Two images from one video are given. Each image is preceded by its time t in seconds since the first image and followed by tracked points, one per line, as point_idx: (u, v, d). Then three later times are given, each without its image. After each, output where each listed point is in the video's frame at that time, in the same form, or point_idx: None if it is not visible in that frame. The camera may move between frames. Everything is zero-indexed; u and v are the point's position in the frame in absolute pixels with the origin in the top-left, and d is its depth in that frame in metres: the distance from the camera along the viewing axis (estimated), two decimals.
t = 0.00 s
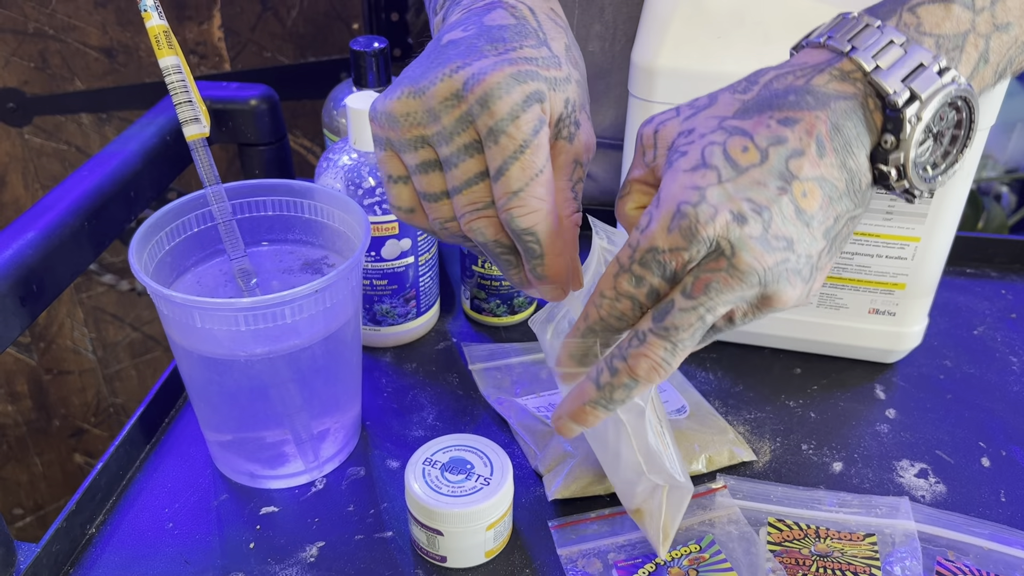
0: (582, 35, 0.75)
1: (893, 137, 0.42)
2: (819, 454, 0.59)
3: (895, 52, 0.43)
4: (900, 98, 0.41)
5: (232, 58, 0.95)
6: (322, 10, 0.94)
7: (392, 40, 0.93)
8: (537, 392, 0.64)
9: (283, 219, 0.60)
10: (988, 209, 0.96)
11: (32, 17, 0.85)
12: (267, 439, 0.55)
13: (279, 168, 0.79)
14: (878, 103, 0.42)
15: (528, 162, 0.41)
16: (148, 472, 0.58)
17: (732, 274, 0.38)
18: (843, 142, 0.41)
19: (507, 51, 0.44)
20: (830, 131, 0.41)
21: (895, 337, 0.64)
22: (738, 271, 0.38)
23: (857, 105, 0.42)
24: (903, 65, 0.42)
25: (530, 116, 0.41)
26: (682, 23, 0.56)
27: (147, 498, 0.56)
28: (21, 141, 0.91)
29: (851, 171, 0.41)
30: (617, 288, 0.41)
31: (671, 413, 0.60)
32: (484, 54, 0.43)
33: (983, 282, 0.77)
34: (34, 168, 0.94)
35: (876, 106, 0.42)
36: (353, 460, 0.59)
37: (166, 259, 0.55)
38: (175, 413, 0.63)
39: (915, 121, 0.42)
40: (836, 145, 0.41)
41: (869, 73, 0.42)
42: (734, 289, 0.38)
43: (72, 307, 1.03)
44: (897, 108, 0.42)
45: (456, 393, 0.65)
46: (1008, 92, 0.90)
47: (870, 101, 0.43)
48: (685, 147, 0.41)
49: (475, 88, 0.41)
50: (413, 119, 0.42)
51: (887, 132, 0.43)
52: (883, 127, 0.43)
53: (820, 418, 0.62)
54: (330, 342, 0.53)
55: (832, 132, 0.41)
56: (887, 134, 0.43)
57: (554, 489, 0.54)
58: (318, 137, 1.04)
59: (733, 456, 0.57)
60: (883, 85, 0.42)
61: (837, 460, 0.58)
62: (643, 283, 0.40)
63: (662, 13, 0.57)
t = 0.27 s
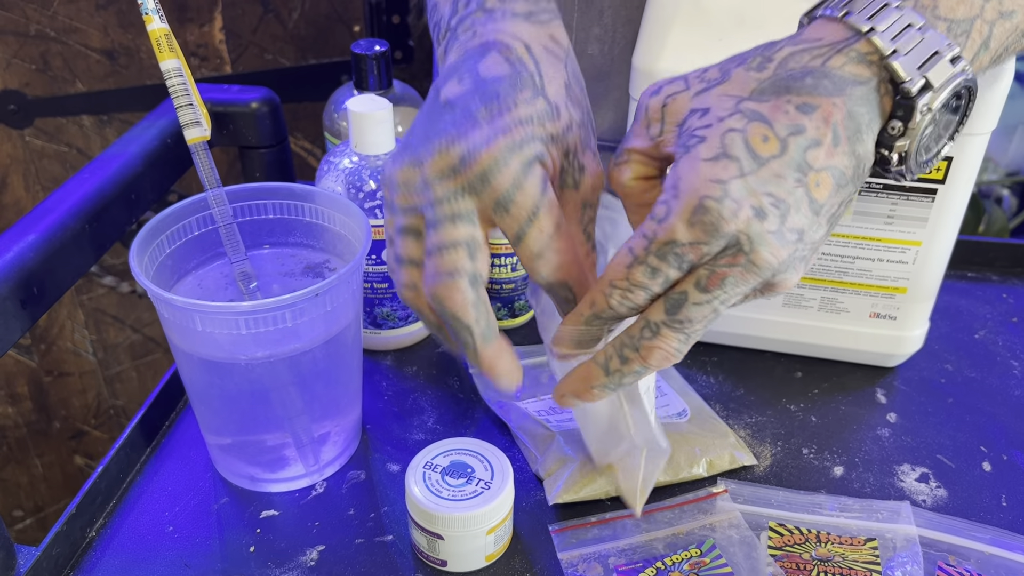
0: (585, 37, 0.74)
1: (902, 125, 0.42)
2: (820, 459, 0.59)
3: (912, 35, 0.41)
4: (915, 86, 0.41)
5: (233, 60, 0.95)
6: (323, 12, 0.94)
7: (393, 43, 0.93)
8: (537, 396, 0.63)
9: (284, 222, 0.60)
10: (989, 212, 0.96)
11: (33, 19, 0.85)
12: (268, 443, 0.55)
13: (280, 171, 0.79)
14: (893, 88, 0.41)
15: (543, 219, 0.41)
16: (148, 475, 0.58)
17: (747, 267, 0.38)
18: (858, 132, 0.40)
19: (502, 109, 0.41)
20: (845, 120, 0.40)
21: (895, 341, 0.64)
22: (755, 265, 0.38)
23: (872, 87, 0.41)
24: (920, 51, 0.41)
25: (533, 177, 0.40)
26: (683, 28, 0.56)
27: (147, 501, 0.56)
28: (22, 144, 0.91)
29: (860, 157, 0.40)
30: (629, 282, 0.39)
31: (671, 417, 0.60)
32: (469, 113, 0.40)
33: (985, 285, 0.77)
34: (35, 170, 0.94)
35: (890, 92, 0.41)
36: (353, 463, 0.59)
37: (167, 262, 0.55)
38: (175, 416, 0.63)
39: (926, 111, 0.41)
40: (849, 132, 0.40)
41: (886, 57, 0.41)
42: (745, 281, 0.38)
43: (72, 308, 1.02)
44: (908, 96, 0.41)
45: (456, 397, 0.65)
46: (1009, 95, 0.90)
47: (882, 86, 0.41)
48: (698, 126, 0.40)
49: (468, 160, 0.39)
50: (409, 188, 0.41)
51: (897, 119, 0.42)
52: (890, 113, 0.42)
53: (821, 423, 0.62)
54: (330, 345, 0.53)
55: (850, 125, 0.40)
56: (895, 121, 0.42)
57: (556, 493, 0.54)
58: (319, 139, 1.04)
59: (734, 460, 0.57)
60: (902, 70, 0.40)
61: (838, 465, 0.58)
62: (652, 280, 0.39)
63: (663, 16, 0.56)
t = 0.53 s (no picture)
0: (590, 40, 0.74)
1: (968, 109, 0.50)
2: (822, 461, 0.59)
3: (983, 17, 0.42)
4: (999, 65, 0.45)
5: (235, 62, 0.95)
6: (325, 14, 0.94)
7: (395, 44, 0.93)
8: (539, 397, 0.63)
9: (286, 223, 0.60)
10: (991, 215, 0.96)
11: (35, 20, 0.85)
12: (270, 443, 0.55)
13: (282, 172, 0.79)
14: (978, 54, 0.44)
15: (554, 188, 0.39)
16: (150, 475, 0.58)
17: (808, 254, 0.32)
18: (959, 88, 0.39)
19: (500, 58, 0.43)
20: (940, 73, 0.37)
21: (897, 343, 0.64)
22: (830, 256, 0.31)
23: (952, 35, 0.37)
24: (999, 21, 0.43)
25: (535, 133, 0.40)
26: (685, 30, 0.56)
27: (149, 502, 0.56)
28: (24, 144, 0.91)
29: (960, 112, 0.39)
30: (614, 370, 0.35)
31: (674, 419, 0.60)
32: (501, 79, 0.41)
33: (987, 288, 0.77)
34: (36, 171, 0.94)
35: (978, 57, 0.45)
36: (355, 464, 0.59)
37: (169, 262, 0.55)
38: (177, 416, 0.63)
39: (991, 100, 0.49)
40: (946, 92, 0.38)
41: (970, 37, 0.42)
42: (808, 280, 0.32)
43: (73, 309, 1.02)
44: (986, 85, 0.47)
45: (458, 398, 0.65)
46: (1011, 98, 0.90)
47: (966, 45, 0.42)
48: (705, 79, 0.35)
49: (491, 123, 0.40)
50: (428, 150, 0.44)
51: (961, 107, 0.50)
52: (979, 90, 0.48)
53: (822, 425, 0.62)
54: (332, 346, 0.53)
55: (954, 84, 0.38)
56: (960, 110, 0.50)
57: (557, 494, 0.54)
58: (320, 140, 1.04)
59: (736, 462, 0.57)
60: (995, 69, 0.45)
61: (840, 467, 0.58)
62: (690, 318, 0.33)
63: (664, 18, 0.56)
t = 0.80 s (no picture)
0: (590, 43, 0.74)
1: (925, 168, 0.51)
2: (821, 462, 0.59)
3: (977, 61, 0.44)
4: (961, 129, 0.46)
5: (238, 64, 0.95)
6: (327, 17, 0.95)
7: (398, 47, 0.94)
8: (540, 398, 0.64)
9: (289, 224, 0.60)
10: (991, 218, 0.96)
11: (39, 22, 0.85)
12: (271, 443, 0.55)
13: (284, 174, 0.79)
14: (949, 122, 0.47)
15: None
16: (153, 475, 0.58)
17: (755, 241, 0.42)
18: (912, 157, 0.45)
19: None
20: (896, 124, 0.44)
21: (897, 345, 0.64)
22: (754, 242, 0.42)
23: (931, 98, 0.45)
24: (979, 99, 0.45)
25: None
26: (686, 33, 0.56)
27: (151, 501, 0.56)
28: (28, 146, 0.92)
29: (898, 179, 0.45)
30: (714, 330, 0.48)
31: (674, 420, 0.60)
32: None
33: (986, 291, 0.77)
34: (40, 172, 0.94)
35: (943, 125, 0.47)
36: (355, 464, 0.59)
37: (172, 263, 0.56)
38: (179, 416, 0.64)
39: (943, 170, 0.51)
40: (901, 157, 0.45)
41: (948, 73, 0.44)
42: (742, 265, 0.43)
43: (76, 310, 1.03)
44: (946, 147, 0.48)
45: (459, 399, 0.65)
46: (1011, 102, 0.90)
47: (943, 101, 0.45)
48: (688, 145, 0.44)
49: None
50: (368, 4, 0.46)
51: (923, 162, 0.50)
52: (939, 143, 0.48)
53: (822, 427, 0.62)
54: (334, 346, 0.54)
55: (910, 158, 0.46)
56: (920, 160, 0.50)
57: (558, 495, 0.54)
58: (322, 142, 1.04)
59: (735, 463, 0.57)
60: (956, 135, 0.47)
61: (839, 468, 0.58)
62: (773, 281, 0.45)
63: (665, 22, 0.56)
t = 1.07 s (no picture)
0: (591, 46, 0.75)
1: (895, 76, 0.51)
2: (822, 464, 0.59)
3: None
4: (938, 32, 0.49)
5: (241, 65, 0.95)
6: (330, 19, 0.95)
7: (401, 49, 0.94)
8: (541, 399, 0.64)
9: (292, 225, 0.61)
10: (992, 222, 0.96)
11: (44, 23, 0.86)
12: (274, 443, 0.55)
13: (287, 175, 0.80)
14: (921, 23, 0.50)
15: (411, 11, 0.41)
16: (155, 474, 0.59)
17: (706, 130, 0.41)
18: (874, 49, 0.47)
19: None
20: (857, 9, 0.45)
21: (898, 348, 0.65)
22: (704, 133, 0.41)
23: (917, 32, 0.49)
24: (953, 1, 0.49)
25: None
26: (688, 36, 0.56)
27: (153, 500, 0.57)
28: (32, 146, 0.92)
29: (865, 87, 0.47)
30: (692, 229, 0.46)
31: (675, 421, 0.61)
32: None
33: (987, 294, 0.77)
34: (43, 173, 0.94)
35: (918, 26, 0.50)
36: (357, 464, 0.60)
37: (175, 263, 0.56)
38: (182, 416, 0.64)
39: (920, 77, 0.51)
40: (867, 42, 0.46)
41: None
42: (692, 157, 0.42)
43: (79, 310, 1.03)
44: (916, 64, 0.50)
45: (461, 399, 0.65)
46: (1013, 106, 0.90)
47: None
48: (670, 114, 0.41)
49: None
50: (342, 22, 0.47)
51: (896, 67, 0.51)
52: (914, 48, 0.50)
53: (822, 428, 0.62)
54: (337, 346, 0.54)
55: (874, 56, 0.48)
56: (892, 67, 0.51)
57: (559, 495, 0.55)
58: (325, 144, 1.04)
59: (736, 465, 0.57)
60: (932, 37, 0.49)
61: (839, 470, 0.58)
62: (744, 172, 0.45)
63: (667, 25, 0.57)
